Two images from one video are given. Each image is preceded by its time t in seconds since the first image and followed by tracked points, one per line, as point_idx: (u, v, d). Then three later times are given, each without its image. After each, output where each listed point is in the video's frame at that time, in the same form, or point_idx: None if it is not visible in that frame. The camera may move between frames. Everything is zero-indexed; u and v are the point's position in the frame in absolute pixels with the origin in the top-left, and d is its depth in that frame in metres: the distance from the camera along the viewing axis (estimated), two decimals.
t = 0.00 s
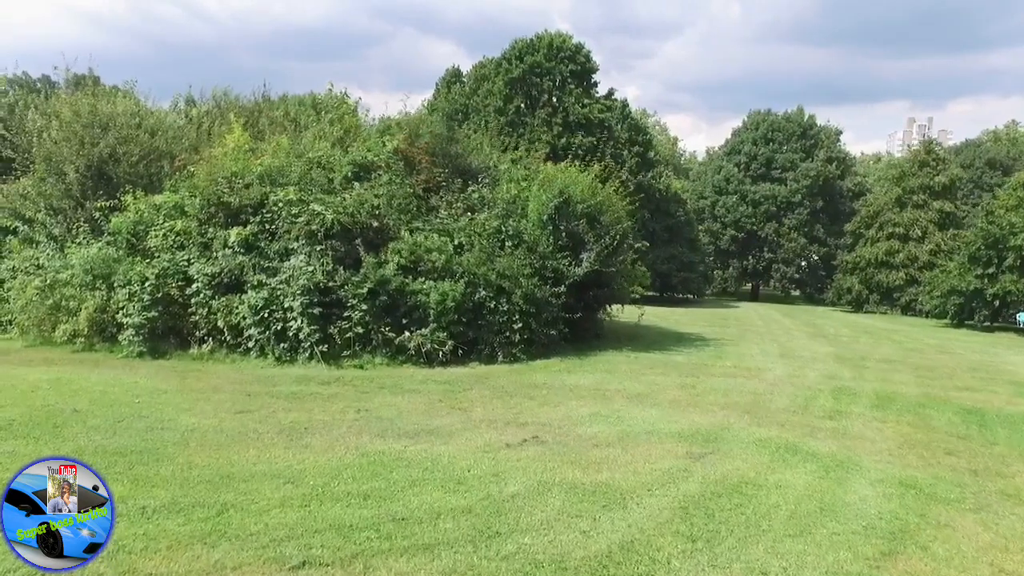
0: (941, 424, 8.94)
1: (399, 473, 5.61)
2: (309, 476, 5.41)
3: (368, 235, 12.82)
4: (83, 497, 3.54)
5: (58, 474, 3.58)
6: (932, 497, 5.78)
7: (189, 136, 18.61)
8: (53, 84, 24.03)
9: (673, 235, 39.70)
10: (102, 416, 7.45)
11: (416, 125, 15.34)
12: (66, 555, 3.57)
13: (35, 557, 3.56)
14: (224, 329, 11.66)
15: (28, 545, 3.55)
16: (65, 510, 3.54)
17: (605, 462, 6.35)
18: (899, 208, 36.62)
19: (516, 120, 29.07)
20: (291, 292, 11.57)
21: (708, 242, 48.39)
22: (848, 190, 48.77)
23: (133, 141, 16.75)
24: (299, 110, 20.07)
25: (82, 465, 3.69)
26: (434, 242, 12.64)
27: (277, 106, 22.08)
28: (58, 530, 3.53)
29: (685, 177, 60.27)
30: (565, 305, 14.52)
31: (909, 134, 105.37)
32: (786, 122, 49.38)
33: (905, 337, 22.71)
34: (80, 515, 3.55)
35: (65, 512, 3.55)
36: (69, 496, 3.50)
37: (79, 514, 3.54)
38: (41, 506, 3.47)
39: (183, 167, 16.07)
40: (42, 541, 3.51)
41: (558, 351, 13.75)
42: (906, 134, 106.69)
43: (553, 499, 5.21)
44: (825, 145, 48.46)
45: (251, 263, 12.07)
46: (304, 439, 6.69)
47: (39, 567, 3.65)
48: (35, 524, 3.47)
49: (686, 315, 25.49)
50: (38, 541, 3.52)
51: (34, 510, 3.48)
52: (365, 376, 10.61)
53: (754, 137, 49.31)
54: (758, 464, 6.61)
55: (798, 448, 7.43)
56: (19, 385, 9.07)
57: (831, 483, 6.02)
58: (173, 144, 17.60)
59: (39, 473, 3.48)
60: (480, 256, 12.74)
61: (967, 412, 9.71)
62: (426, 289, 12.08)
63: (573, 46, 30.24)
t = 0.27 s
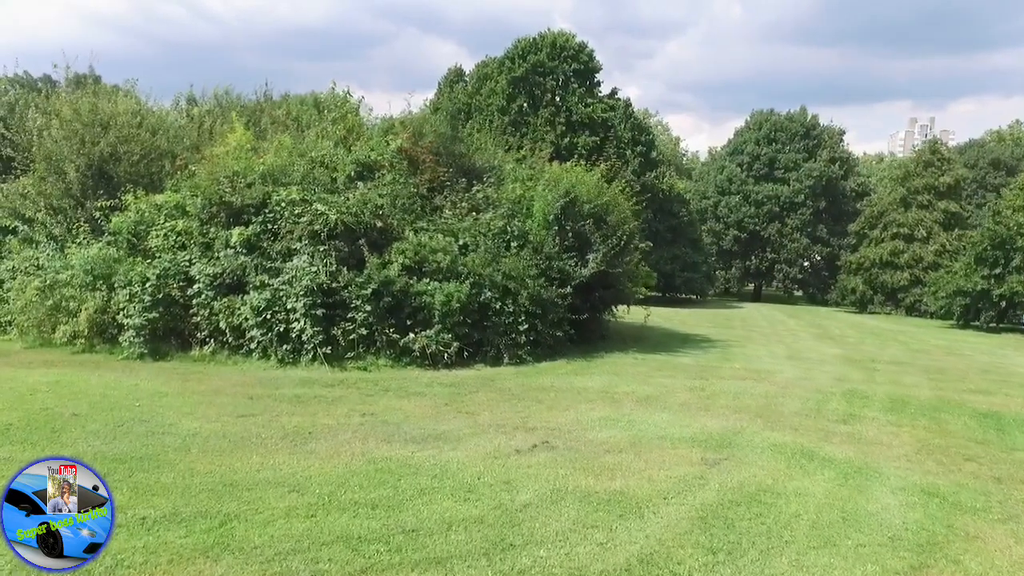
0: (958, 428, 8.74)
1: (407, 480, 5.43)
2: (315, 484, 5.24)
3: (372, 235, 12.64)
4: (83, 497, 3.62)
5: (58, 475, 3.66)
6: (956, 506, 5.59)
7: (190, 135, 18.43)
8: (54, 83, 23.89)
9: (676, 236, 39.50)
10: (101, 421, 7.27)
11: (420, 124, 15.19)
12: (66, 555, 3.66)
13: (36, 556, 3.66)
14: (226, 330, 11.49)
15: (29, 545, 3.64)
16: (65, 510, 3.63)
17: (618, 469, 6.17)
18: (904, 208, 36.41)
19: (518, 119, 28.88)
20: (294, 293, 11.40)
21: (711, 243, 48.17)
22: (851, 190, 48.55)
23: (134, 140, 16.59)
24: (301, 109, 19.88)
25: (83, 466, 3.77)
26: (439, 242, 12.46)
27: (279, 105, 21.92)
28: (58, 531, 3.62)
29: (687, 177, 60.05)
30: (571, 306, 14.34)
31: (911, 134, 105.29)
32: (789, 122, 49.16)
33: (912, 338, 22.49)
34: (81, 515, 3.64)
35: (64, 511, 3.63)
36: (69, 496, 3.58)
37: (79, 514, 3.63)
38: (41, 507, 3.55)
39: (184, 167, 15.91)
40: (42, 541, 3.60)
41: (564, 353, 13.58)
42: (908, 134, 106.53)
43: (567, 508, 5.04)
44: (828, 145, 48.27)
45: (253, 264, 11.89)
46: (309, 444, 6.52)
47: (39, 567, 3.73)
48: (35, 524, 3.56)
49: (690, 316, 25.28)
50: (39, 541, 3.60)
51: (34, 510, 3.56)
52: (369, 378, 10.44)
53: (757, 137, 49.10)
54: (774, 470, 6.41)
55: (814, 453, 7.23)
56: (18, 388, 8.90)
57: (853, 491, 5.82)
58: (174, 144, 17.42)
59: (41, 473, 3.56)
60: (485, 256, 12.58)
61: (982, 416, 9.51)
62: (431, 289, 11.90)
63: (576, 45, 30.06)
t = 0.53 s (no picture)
0: (979, 432, 8.50)
1: (416, 486, 5.24)
2: (321, 490, 5.05)
3: (377, 233, 12.46)
4: (83, 496, 3.56)
5: (58, 475, 3.60)
6: (987, 514, 5.37)
7: (194, 133, 18.27)
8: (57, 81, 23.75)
9: (682, 235, 39.28)
10: (102, 423, 7.10)
11: (426, 122, 15.01)
12: (66, 555, 3.59)
13: (36, 557, 3.59)
14: (230, 330, 11.33)
15: (28, 545, 3.56)
16: (65, 510, 3.57)
17: (633, 474, 5.97)
18: (911, 208, 36.10)
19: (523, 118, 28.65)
20: (298, 293, 11.23)
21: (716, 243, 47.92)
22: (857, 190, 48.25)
23: (137, 138, 16.45)
24: (305, 107, 19.71)
25: (82, 467, 3.72)
26: (445, 241, 12.28)
27: (283, 104, 21.76)
28: (58, 530, 3.56)
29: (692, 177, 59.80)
30: (579, 306, 14.14)
31: (916, 134, 104.93)
32: (794, 121, 48.87)
33: (922, 338, 22.22)
34: (81, 515, 3.57)
35: (64, 512, 3.57)
36: (70, 495, 3.53)
37: (79, 513, 3.57)
38: (41, 506, 3.48)
39: (188, 165, 15.76)
40: (42, 541, 3.53)
41: (572, 354, 13.38)
42: (913, 134, 106.13)
43: (583, 515, 4.85)
44: (834, 144, 47.97)
45: (257, 263, 11.72)
46: (314, 448, 6.34)
47: (38, 569, 3.66)
48: (35, 524, 3.49)
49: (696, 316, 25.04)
50: (39, 541, 3.53)
51: (34, 510, 3.48)
52: (375, 379, 10.25)
53: (762, 136, 48.81)
54: (795, 475, 6.21)
55: (833, 457, 7.01)
56: (18, 388, 8.74)
57: (878, 497, 5.62)
58: (177, 142, 17.26)
59: (40, 473, 3.50)
60: (492, 255, 12.39)
61: (1002, 418, 9.27)
62: (437, 289, 11.71)
63: (581, 43, 29.85)
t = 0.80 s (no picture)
0: (1006, 438, 8.25)
1: (428, 494, 5.06)
2: (330, 498, 4.88)
3: (387, 233, 12.28)
4: (83, 497, 3.43)
5: (58, 474, 3.46)
6: None
7: (203, 132, 18.17)
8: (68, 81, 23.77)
9: (692, 236, 38.99)
10: (107, 425, 6.96)
11: (436, 121, 14.85)
12: (66, 555, 3.48)
13: (36, 556, 3.50)
14: (238, 331, 11.20)
15: (29, 545, 3.48)
16: (65, 510, 3.45)
17: (651, 482, 5.77)
18: (926, 208, 35.68)
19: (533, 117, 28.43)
20: (307, 293, 11.08)
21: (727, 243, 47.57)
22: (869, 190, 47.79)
23: (146, 137, 16.37)
24: (314, 106, 19.59)
25: (83, 465, 3.56)
26: (456, 240, 12.10)
27: (293, 103, 21.66)
28: (58, 531, 3.45)
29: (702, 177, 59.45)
30: (591, 307, 13.94)
31: (928, 133, 104.13)
32: (806, 121, 48.47)
33: (938, 340, 21.89)
34: (81, 515, 3.45)
35: (64, 511, 3.45)
36: (69, 496, 3.40)
37: (79, 514, 3.44)
38: (41, 506, 3.38)
39: (197, 164, 15.66)
40: (42, 541, 3.43)
41: (584, 355, 13.19)
42: (925, 134, 105.31)
43: (603, 527, 4.66)
44: (846, 144, 47.47)
45: (266, 263, 11.59)
46: (323, 453, 6.17)
47: (40, 567, 3.59)
48: (35, 524, 3.39)
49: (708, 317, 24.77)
50: (38, 541, 3.44)
51: (34, 510, 3.39)
52: (385, 382, 10.08)
53: (773, 136, 48.44)
54: (820, 483, 5.99)
55: (858, 464, 6.79)
56: (25, 389, 8.63)
57: (909, 508, 5.39)
58: (186, 141, 17.17)
59: (39, 472, 3.36)
60: (503, 256, 12.20)
61: None
62: (447, 289, 11.53)
63: (592, 42, 29.65)
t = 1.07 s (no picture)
0: None
1: (441, 502, 4.92)
2: (341, 506, 4.74)
3: (396, 233, 12.15)
4: (83, 497, 3.47)
5: (58, 475, 3.49)
6: None
7: (211, 132, 18.09)
8: (77, 81, 23.76)
9: (701, 236, 38.74)
10: (113, 428, 6.85)
11: (445, 120, 14.71)
12: (66, 555, 3.53)
13: (36, 556, 3.52)
14: (246, 332, 11.09)
15: (29, 545, 3.50)
16: (65, 510, 3.48)
17: (670, 490, 5.61)
18: (939, 208, 35.34)
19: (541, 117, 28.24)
20: (316, 294, 10.96)
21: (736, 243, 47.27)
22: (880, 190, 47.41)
23: (154, 137, 16.31)
24: (322, 105, 19.48)
25: (82, 465, 3.60)
26: (466, 241, 11.96)
27: (301, 103, 21.57)
28: (58, 531, 3.48)
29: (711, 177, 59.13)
30: (602, 309, 13.78)
31: (938, 133, 103.44)
32: (815, 120, 48.14)
33: (952, 342, 21.60)
34: (81, 515, 3.48)
35: (65, 511, 3.49)
36: (69, 496, 3.43)
37: (79, 514, 3.48)
38: (41, 507, 3.40)
39: (205, 163, 15.57)
40: (42, 541, 3.46)
41: (595, 357, 13.02)
42: (935, 134, 104.57)
43: (622, 537, 4.51)
44: (856, 144, 47.10)
45: (274, 263, 11.47)
46: (332, 458, 6.04)
47: (39, 567, 3.61)
48: (35, 524, 3.41)
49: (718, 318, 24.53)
50: (39, 541, 3.46)
51: (34, 511, 3.40)
52: (394, 384, 9.95)
53: (783, 135, 48.13)
54: (843, 492, 5.81)
55: (881, 471, 6.60)
56: (33, 390, 8.55)
57: (938, 518, 5.21)
58: (195, 141, 17.08)
59: (39, 473, 3.38)
60: (514, 256, 12.05)
61: None
62: (457, 290, 11.39)
63: (601, 41, 29.48)
